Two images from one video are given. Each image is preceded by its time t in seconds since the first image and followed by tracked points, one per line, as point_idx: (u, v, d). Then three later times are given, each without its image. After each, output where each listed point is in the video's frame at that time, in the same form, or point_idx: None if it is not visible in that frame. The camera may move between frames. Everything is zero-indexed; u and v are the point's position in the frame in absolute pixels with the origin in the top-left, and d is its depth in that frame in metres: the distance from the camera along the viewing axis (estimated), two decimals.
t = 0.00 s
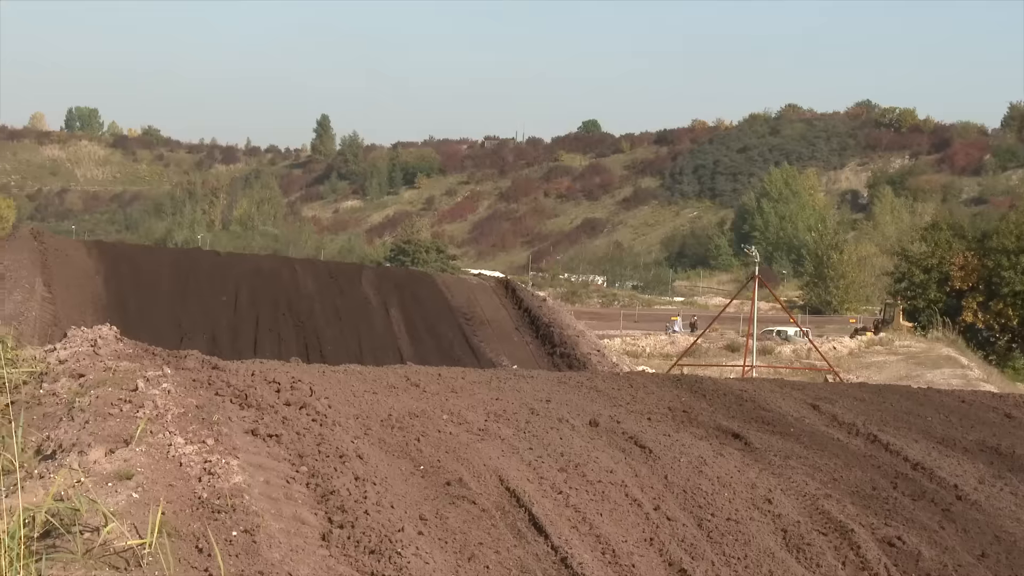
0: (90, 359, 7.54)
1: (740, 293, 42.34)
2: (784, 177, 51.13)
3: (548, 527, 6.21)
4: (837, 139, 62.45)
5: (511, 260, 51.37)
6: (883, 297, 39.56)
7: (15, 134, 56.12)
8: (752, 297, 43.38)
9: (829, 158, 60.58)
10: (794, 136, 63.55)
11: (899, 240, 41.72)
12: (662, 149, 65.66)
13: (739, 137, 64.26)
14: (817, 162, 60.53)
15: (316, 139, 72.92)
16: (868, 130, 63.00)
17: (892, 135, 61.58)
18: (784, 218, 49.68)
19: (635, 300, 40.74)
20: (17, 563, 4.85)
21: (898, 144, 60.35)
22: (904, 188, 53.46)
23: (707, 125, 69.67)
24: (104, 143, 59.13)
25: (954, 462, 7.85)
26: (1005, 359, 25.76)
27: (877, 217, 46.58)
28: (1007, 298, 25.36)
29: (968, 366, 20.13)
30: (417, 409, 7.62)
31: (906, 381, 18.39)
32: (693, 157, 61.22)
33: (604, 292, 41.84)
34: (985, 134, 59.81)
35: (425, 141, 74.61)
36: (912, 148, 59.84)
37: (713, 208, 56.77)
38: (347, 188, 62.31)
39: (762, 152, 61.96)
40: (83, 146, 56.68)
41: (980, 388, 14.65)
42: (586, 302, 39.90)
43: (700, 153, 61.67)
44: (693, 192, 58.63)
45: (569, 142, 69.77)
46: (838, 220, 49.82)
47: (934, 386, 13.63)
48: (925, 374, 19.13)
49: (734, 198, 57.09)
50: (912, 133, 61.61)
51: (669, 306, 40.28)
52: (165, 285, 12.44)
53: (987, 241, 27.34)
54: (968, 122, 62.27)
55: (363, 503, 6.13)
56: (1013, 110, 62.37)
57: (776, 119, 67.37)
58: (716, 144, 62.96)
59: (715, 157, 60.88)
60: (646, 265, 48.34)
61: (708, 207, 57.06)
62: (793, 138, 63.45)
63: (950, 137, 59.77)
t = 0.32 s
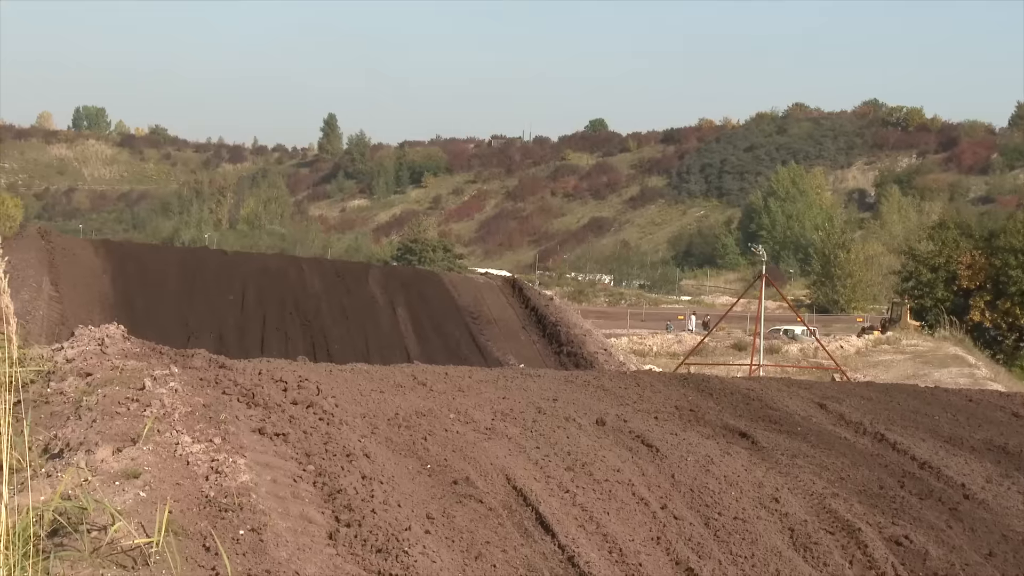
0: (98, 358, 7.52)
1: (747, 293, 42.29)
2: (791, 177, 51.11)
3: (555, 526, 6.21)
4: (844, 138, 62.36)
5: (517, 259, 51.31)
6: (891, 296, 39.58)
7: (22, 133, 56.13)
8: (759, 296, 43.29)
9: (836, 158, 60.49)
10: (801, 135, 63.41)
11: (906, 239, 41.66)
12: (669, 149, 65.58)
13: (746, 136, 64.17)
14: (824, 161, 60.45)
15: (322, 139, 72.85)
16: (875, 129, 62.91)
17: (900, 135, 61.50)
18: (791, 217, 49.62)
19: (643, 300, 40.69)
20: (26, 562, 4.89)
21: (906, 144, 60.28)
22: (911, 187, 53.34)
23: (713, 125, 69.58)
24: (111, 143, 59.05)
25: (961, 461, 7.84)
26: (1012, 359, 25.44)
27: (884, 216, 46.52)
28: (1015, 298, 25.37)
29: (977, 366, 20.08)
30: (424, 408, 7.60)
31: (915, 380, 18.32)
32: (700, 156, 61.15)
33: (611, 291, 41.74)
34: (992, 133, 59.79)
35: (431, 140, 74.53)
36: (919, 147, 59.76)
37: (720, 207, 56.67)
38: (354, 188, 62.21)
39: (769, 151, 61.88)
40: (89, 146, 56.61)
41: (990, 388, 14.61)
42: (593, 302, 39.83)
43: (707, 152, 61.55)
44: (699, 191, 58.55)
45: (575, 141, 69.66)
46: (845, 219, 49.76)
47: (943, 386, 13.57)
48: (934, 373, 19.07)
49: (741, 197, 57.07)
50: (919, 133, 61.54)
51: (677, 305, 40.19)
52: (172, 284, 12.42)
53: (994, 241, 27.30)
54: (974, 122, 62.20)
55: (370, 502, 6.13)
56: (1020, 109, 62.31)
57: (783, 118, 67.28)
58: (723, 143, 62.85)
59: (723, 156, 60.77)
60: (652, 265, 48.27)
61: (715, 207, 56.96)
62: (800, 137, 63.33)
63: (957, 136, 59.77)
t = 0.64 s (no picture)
0: (98, 358, 7.50)
1: (747, 294, 42.34)
2: (791, 178, 51.16)
3: (555, 526, 6.21)
4: (844, 139, 62.40)
5: (518, 259, 51.34)
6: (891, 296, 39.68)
7: (22, 133, 56.10)
8: (759, 296, 43.36)
9: (835, 158, 60.52)
10: (801, 136, 63.43)
11: (906, 240, 41.70)
12: (669, 149, 65.58)
13: (746, 137, 64.16)
14: (824, 161, 60.49)
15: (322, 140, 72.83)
16: (876, 130, 62.96)
17: (900, 135, 61.56)
18: (791, 217, 49.67)
19: (642, 300, 40.71)
20: (25, 564, 4.91)
21: (905, 144, 60.31)
22: (911, 187, 53.36)
23: (714, 125, 69.59)
24: (111, 143, 59.03)
25: (961, 461, 7.84)
26: (1012, 359, 25.56)
27: (884, 216, 46.61)
28: (1015, 298, 25.40)
29: (976, 366, 20.10)
30: (423, 408, 7.60)
31: (913, 380, 18.33)
32: (700, 157, 61.15)
33: (611, 292, 41.71)
34: (992, 134, 59.88)
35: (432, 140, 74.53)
36: (919, 147, 59.82)
37: (720, 207, 56.69)
38: (354, 188, 62.23)
39: (769, 151, 61.88)
40: (89, 146, 56.58)
41: (988, 389, 14.62)
42: (592, 302, 39.84)
43: (707, 152, 61.54)
44: (700, 191, 58.55)
45: (576, 142, 69.65)
46: (845, 219, 49.82)
47: (941, 385, 13.55)
48: (933, 374, 19.07)
49: (740, 197, 57.10)
50: (919, 133, 61.57)
51: (676, 306, 40.19)
52: (172, 284, 12.41)
53: (994, 241, 27.28)
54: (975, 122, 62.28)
55: (369, 502, 6.14)
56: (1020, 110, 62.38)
57: (783, 119, 67.27)
58: (723, 143, 62.88)
59: (722, 157, 60.77)
60: (652, 265, 48.30)
61: (714, 207, 56.98)
62: (801, 138, 63.33)
63: (957, 136, 59.84)
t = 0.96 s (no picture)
0: (98, 358, 7.50)
1: (746, 293, 42.35)
2: (790, 178, 51.17)
3: (555, 526, 6.21)
4: (843, 139, 62.41)
5: (518, 259, 51.36)
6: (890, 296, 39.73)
7: (22, 132, 56.07)
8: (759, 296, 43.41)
9: (835, 158, 60.53)
10: (801, 136, 63.42)
11: (906, 240, 41.72)
12: (668, 149, 65.58)
13: (745, 137, 64.15)
14: (824, 161, 60.49)
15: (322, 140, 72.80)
16: (876, 130, 63.00)
17: (900, 135, 61.58)
18: (791, 217, 49.67)
19: (642, 300, 40.72)
20: (24, 564, 4.93)
21: (905, 144, 60.30)
22: (911, 187, 53.32)
23: (714, 125, 69.57)
24: (111, 143, 59.01)
25: (961, 461, 7.83)
26: (1012, 359, 25.59)
27: (884, 216, 46.66)
28: (1015, 298, 25.44)
29: (975, 366, 20.11)
30: (423, 408, 7.60)
31: (913, 380, 18.35)
32: (700, 157, 61.10)
33: (611, 292, 41.72)
34: (992, 134, 59.90)
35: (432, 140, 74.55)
36: (919, 147, 59.83)
37: (720, 207, 56.71)
38: (354, 188, 62.25)
39: (769, 151, 61.85)
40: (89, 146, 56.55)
41: (987, 389, 14.63)
42: (592, 302, 39.84)
43: (707, 152, 61.49)
44: (699, 191, 58.53)
45: (575, 142, 69.62)
46: (844, 219, 49.84)
47: (941, 385, 13.54)
48: (932, 374, 19.09)
49: (740, 198, 57.10)
50: (919, 133, 61.59)
51: (676, 306, 40.21)
52: (172, 284, 12.41)
53: (994, 241, 27.29)
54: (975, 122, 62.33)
55: (369, 502, 6.14)
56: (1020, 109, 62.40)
57: (783, 119, 67.31)
58: (723, 144, 62.83)
59: (722, 157, 60.73)
60: (652, 265, 48.31)
61: (714, 207, 56.98)
62: (800, 138, 63.34)
63: (957, 136, 59.87)
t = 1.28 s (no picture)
0: (106, 358, 7.51)
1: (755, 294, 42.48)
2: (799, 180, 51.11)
3: (563, 527, 6.23)
4: (851, 139, 62.43)
5: (526, 260, 51.41)
6: (897, 297, 39.77)
7: (29, 132, 56.08)
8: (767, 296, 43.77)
9: (843, 159, 60.58)
10: (809, 137, 63.42)
11: (914, 240, 41.75)
12: (676, 149, 65.50)
13: (752, 138, 64.08)
14: (831, 162, 60.53)
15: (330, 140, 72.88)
16: (883, 130, 63.05)
17: (907, 135, 61.62)
18: (798, 218, 49.62)
19: (650, 300, 40.76)
20: (34, 565, 4.96)
21: (913, 144, 60.31)
22: (918, 188, 53.32)
23: (721, 125, 69.57)
24: (119, 143, 59.09)
25: (969, 462, 7.84)
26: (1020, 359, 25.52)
27: (891, 216, 46.73)
28: None
29: (984, 367, 20.09)
30: (431, 409, 7.61)
31: (921, 381, 18.37)
32: (707, 157, 61.09)
33: (618, 292, 41.76)
34: (1000, 134, 59.87)
35: (439, 141, 74.51)
36: (927, 148, 59.87)
37: (728, 208, 56.75)
38: (361, 188, 62.39)
39: (776, 152, 61.75)
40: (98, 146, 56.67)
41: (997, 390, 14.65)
42: (600, 302, 39.89)
43: (714, 153, 61.33)
44: (707, 192, 58.51)
45: (583, 142, 69.59)
46: (851, 219, 49.90)
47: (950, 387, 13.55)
48: (940, 375, 19.12)
49: (748, 199, 57.11)
50: (927, 133, 61.61)
51: (684, 306, 40.33)
52: (180, 285, 12.43)
53: (1002, 241, 27.30)
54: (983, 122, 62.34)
55: (377, 503, 6.15)
56: None
57: (790, 119, 67.31)
58: (730, 144, 62.60)
59: (729, 157, 60.64)
60: (661, 265, 48.37)
61: (722, 207, 56.98)
62: (808, 138, 63.29)
63: (965, 137, 59.85)
